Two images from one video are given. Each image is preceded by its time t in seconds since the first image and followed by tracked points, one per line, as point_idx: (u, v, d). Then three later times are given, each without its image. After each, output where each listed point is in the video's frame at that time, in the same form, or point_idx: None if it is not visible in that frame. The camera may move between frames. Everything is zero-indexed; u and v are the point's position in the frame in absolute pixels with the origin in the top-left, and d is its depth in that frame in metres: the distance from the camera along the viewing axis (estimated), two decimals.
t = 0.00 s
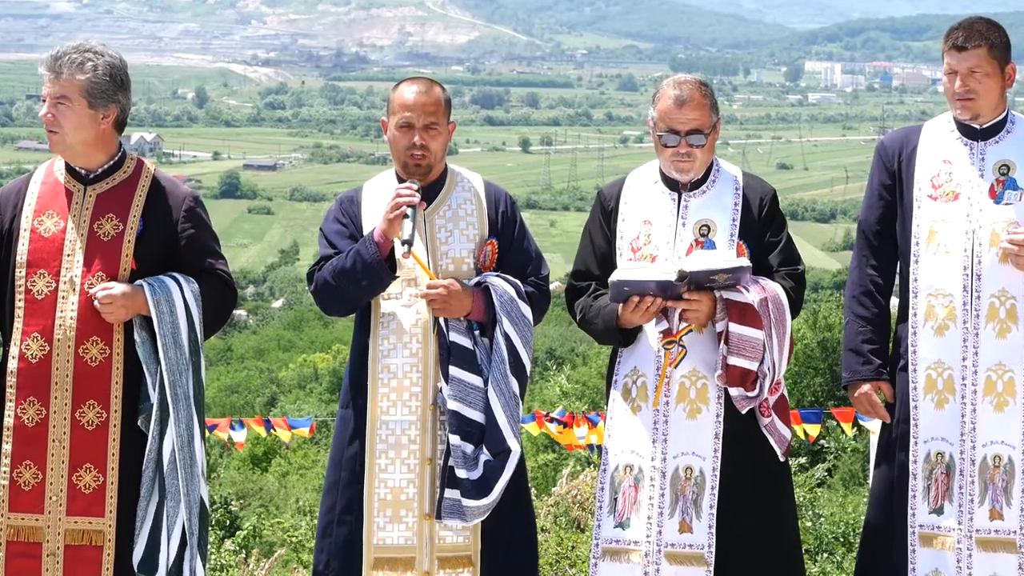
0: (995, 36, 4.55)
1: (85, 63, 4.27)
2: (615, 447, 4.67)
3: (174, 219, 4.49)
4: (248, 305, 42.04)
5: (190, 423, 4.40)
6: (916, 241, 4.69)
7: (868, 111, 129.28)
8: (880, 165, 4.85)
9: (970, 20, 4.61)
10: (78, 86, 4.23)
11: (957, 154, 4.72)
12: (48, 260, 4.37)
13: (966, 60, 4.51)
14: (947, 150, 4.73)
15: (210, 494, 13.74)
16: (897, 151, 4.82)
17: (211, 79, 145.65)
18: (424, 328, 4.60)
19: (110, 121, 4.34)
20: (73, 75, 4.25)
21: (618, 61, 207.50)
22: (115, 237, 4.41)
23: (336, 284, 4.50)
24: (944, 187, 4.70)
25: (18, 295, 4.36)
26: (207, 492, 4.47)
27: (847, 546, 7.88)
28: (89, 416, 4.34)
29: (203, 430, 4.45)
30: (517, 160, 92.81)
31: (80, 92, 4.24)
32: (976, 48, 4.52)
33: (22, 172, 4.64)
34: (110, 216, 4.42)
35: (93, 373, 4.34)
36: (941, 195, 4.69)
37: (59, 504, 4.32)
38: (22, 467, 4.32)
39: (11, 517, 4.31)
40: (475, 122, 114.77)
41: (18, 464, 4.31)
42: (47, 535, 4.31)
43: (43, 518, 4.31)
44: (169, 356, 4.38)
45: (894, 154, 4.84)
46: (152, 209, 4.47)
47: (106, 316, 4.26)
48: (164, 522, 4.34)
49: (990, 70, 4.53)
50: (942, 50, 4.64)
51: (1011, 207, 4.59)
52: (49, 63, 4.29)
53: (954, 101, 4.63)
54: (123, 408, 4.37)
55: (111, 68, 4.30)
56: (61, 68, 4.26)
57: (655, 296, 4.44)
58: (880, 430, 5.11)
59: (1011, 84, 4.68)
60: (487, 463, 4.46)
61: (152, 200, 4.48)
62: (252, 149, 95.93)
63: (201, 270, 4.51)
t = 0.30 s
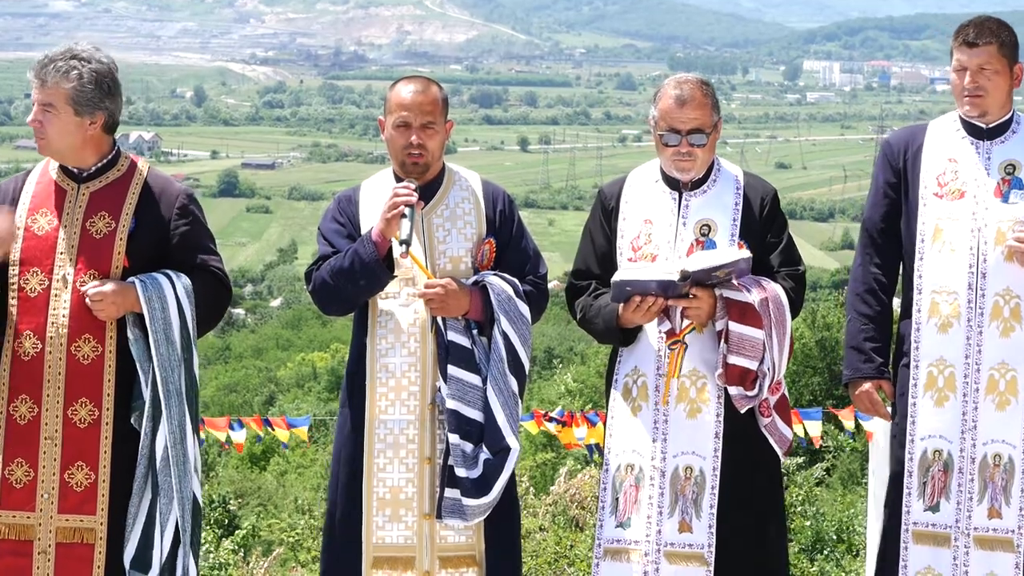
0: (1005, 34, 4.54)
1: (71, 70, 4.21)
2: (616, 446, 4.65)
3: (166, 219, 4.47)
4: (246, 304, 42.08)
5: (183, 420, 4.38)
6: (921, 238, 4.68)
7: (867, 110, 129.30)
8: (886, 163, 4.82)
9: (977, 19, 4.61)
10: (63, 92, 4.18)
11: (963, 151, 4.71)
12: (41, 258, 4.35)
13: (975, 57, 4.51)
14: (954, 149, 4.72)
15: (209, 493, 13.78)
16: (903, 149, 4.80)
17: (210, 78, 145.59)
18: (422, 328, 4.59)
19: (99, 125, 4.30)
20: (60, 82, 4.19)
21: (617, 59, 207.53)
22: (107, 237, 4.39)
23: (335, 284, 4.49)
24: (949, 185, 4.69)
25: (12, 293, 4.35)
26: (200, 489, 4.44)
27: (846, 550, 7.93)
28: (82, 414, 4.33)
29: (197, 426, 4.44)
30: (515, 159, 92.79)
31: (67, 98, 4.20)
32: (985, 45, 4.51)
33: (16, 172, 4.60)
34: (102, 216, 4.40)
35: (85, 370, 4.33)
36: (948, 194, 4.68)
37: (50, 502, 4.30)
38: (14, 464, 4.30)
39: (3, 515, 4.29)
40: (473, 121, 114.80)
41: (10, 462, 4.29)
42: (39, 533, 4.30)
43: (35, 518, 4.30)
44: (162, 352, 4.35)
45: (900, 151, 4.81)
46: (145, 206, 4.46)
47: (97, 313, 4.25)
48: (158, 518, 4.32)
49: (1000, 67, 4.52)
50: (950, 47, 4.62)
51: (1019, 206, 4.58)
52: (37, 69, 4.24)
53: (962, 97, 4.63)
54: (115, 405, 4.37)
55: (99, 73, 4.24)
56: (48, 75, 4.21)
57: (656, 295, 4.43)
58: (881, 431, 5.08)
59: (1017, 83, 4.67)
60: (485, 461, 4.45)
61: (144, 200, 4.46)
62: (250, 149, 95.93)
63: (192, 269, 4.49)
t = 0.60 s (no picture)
0: None
1: (68, 73, 4.16)
2: (618, 445, 4.66)
3: (169, 217, 4.47)
4: (248, 303, 42.12)
5: (188, 416, 4.38)
6: (938, 238, 4.65)
7: (869, 109, 129.20)
8: (899, 162, 4.78)
9: (995, 16, 4.61)
10: (60, 91, 4.14)
11: (977, 151, 4.70)
12: (46, 252, 4.35)
13: (998, 53, 4.51)
14: (968, 149, 4.70)
15: (212, 493, 13.76)
16: (917, 149, 4.77)
17: (212, 78, 145.74)
18: (423, 328, 4.58)
19: (96, 128, 4.26)
20: (57, 85, 4.15)
21: (618, 58, 207.51)
22: (113, 233, 4.39)
23: (335, 284, 4.48)
24: (964, 185, 4.67)
25: (16, 286, 4.34)
26: (204, 485, 4.44)
27: (851, 551, 7.91)
28: (84, 409, 4.31)
29: (201, 424, 4.44)
30: (517, 159, 92.79)
31: (64, 101, 4.14)
32: (1006, 42, 4.51)
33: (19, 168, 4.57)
34: (108, 212, 4.39)
35: (89, 366, 4.32)
36: (963, 193, 4.66)
37: (48, 496, 4.28)
38: (15, 457, 4.28)
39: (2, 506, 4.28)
40: (474, 121, 114.82)
41: (11, 453, 4.28)
42: (36, 525, 4.28)
43: (34, 510, 4.28)
44: (168, 348, 4.35)
45: (915, 151, 4.78)
46: (148, 206, 4.44)
47: (105, 311, 4.26)
48: (161, 514, 4.32)
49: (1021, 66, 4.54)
50: (970, 47, 4.63)
51: None
52: (35, 71, 4.20)
53: (981, 96, 4.63)
54: (118, 402, 4.35)
55: (95, 77, 4.18)
56: (46, 77, 4.17)
57: (658, 298, 4.42)
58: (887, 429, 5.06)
59: None
60: (486, 460, 4.44)
61: (148, 200, 4.45)
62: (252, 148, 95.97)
63: (197, 266, 4.48)
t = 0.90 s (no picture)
0: None
1: (70, 72, 4.15)
2: (618, 446, 4.65)
3: (170, 217, 4.47)
4: (248, 302, 42.11)
5: (193, 415, 4.38)
6: (963, 239, 4.51)
7: (868, 109, 129.18)
8: (921, 161, 4.63)
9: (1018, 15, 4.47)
10: (66, 88, 4.12)
11: (1001, 151, 4.56)
12: (52, 249, 4.33)
13: None
14: (989, 149, 4.57)
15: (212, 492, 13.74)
16: (937, 149, 4.62)
17: (212, 77, 145.73)
18: (417, 326, 4.56)
19: (100, 127, 4.25)
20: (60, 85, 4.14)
21: (618, 58, 207.45)
22: (118, 230, 4.38)
23: (329, 283, 4.47)
24: (988, 185, 4.53)
25: (20, 283, 4.31)
26: (210, 484, 4.44)
27: (849, 551, 7.94)
28: (86, 408, 4.30)
29: (206, 422, 4.43)
30: (517, 158, 92.76)
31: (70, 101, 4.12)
32: None
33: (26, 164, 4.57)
34: (111, 210, 4.38)
35: (93, 365, 4.32)
36: (986, 193, 4.52)
37: (51, 493, 4.27)
38: (16, 453, 4.27)
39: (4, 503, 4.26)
40: (474, 121, 114.80)
41: (12, 450, 4.26)
42: (38, 522, 4.26)
43: (37, 506, 4.26)
44: (173, 347, 4.35)
45: (936, 151, 4.63)
46: (150, 207, 4.44)
47: (110, 309, 4.25)
48: (168, 513, 4.31)
49: None
50: (994, 44, 4.48)
51: None
52: (38, 71, 4.20)
53: (1009, 92, 4.46)
54: (121, 399, 4.34)
55: (98, 75, 4.17)
56: (48, 78, 4.17)
57: (658, 298, 4.43)
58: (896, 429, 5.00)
59: None
60: (479, 460, 4.43)
61: (150, 200, 4.44)
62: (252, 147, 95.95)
63: (198, 264, 4.48)
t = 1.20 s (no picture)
0: None
1: (66, 77, 4.15)
2: (610, 446, 4.66)
3: (166, 217, 4.48)
4: (243, 302, 42.10)
5: (191, 414, 4.38)
6: (978, 242, 4.49)
7: (863, 110, 129.39)
8: (935, 162, 4.61)
9: None
10: (65, 87, 4.12)
11: (1016, 153, 4.52)
12: (47, 249, 4.34)
13: None
14: (1006, 151, 4.53)
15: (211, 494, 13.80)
16: (953, 152, 4.59)
17: (207, 78, 145.64)
18: (400, 327, 4.57)
19: (95, 129, 4.25)
20: (56, 85, 4.14)
21: (614, 59, 207.51)
22: (114, 231, 4.38)
23: (313, 284, 4.48)
24: (1005, 188, 4.50)
25: (16, 282, 4.32)
26: (208, 484, 4.46)
27: (843, 553, 7.93)
28: (82, 408, 4.31)
29: (203, 421, 4.44)
30: (512, 159, 92.77)
31: (69, 103, 4.12)
32: None
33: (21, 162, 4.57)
34: (107, 211, 4.39)
35: (89, 365, 4.32)
36: (1003, 195, 4.50)
37: (47, 493, 4.28)
38: (12, 453, 4.27)
39: None
40: (469, 121, 114.84)
41: (8, 448, 4.27)
42: (35, 520, 4.27)
43: (32, 506, 4.27)
44: (169, 348, 4.35)
45: (952, 153, 4.60)
46: (144, 208, 4.44)
47: (106, 309, 4.26)
48: (165, 514, 4.31)
49: None
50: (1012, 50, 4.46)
51: None
52: (33, 72, 4.20)
53: None
54: (117, 400, 4.34)
55: (94, 78, 4.18)
56: (45, 77, 4.17)
57: (653, 298, 4.43)
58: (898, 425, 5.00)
59: None
60: (464, 460, 4.44)
61: (144, 203, 4.44)
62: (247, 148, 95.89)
63: (193, 264, 4.49)
